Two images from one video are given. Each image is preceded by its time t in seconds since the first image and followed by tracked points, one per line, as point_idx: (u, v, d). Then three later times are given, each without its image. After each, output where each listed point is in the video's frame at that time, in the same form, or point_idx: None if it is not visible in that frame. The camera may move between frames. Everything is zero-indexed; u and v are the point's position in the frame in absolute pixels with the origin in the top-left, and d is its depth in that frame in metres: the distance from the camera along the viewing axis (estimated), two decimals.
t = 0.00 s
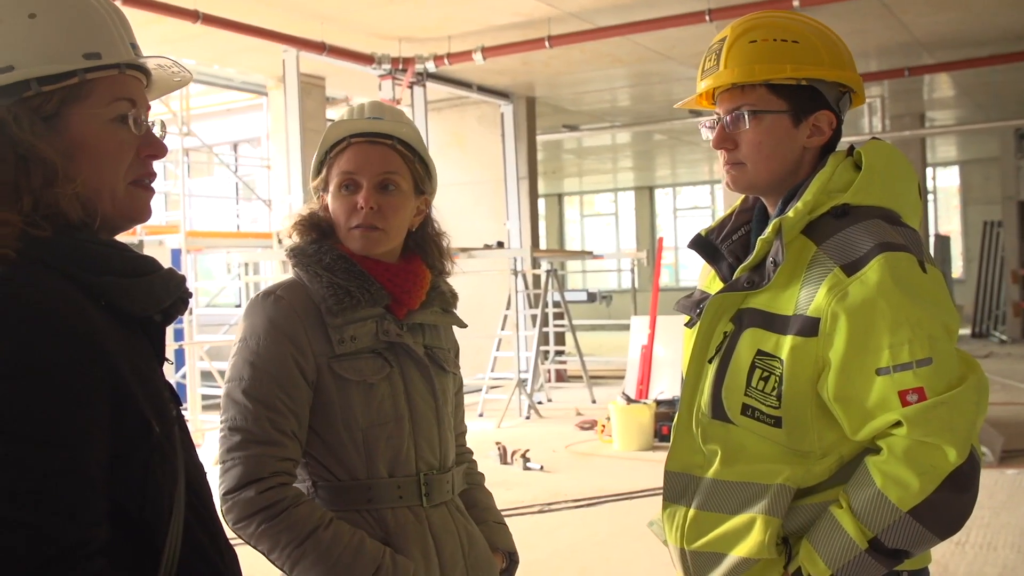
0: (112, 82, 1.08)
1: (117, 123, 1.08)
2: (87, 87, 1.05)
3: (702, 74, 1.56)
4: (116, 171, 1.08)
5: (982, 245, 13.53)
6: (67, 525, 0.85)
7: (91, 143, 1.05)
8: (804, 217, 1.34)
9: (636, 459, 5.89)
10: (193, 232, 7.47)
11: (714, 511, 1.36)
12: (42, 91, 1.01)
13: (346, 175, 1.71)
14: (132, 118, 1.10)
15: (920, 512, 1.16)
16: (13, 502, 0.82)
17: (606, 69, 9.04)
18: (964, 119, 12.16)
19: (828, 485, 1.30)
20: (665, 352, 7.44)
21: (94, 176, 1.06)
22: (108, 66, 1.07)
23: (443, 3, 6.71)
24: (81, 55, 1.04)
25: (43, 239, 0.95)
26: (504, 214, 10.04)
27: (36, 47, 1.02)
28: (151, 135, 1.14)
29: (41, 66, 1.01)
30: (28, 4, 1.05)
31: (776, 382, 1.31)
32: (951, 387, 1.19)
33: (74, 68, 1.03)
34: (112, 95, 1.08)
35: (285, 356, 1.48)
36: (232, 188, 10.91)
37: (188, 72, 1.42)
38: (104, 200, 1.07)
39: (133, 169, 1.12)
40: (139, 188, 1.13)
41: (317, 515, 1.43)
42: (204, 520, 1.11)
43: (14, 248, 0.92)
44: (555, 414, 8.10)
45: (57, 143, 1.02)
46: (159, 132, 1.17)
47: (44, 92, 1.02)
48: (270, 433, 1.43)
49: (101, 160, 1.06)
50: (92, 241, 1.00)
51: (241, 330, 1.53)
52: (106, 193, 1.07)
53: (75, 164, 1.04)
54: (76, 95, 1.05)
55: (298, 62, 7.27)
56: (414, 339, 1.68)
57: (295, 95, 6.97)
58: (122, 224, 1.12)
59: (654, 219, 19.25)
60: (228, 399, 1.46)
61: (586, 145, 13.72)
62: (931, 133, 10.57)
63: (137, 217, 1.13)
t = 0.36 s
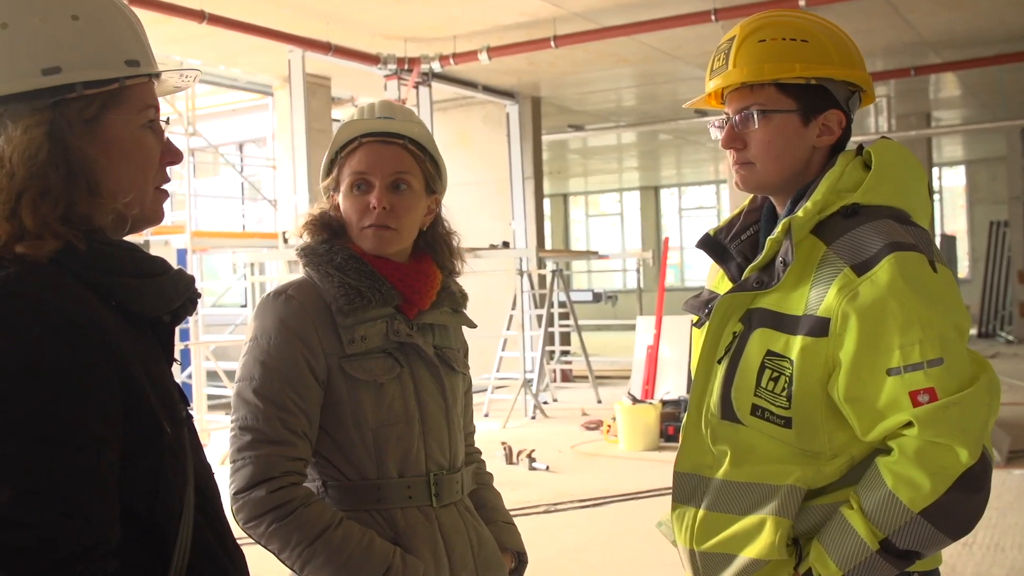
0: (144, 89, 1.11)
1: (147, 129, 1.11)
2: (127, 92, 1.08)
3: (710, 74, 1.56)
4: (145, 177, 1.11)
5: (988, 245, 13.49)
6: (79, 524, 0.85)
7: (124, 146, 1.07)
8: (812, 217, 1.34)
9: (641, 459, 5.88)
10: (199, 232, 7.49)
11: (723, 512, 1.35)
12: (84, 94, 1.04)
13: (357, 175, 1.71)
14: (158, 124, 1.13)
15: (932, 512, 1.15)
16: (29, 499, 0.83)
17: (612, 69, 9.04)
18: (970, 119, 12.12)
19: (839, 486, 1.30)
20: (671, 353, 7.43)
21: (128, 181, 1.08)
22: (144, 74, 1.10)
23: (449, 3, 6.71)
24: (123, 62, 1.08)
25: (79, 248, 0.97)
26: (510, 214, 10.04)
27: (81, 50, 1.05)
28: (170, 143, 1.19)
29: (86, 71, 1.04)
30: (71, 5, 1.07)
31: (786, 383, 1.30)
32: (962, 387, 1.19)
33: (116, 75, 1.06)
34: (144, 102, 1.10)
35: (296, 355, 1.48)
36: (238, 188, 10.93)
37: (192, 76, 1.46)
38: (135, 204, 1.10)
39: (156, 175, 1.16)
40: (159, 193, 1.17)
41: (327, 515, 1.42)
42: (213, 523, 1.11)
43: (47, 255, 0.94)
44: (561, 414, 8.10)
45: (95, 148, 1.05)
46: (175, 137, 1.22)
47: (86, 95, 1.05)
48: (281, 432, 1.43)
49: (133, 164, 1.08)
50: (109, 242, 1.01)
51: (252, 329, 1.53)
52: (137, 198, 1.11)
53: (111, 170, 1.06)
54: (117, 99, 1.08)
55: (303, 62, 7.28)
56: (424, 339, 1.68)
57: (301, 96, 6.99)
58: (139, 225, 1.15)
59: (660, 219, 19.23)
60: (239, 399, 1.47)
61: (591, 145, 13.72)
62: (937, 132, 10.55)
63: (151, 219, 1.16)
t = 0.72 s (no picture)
0: (154, 88, 1.11)
1: (156, 129, 1.10)
2: (136, 90, 1.09)
3: (719, 72, 1.56)
4: (153, 176, 1.11)
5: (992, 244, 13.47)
6: (86, 524, 0.86)
7: (133, 144, 1.07)
8: (823, 216, 1.33)
9: (644, 458, 5.87)
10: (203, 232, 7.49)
11: (732, 513, 1.35)
12: (94, 92, 1.04)
13: (387, 176, 1.69)
14: (167, 122, 1.13)
15: (943, 513, 1.14)
16: (43, 503, 0.84)
17: (615, 68, 9.03)
18: (974, 118, 12.09)
19: (848, 486, 1.29)
20: (674, 352, 7.41)
21: (136, 181, 1.08)
22: (154, 72, 1.10)
23: (452, 3, 6.71)
24: (133, 61, 1.08)
25: (91, 246, 0.97)
26: (513, 213, 10.04)
27: (91, 49, 1.05)
28: (180, 143, 1.19)
29: (97, 68, 1.04)
30: (82, 3, 1.07)
31: (796, 383, 1.30)
32: (973, 387, 1.18)
33: (125, 73, 1.06)
34: (153, 101, 1.10)
35: (304, 356, 1.49)
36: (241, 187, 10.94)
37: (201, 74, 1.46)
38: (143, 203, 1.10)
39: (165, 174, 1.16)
40: (168, 193, 1.17)
41: (336, 517, 1.42)
42: (223, 522, 1.11)
43: (59, 254, 0.94)
44: (564, 414, 8.10)
45: (104, 146, 1.04)
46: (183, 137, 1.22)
47: (96, 93, 1.05)
48: (289, 434, 1.43)
49: (141, 163, 1.08)
50: (119, 242, 1.01)
51: (260, 331, 1.54)
52: (146, 196, 1.11)
53: (120, 168, 1.06)
54: (127, 98, 1.08)
55: (307, 61, 7.28)
56: (431, 339, 1.68)
57: (304, 95, 6.99)
58: (148, 224, 1.15)
59: (662, 219, 19.22)
60: (247, 400, 1.47)
61: (594, 144, 13.72)
62: (940, 132, 10.55)
63: (160, 218, 1.16)
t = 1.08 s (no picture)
0: (156, 86, 1.10)
1: (160, 127, 1.09)
2: (139, 88, 1.07)
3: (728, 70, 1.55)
4: (156, 174, 1.09)
5: (993, 245, 13.45)
6: (89, 527, 0.85)
7: (136, 142, 1.06)
8: (833, 215, 1.32)
9: (645, 458, 5.86)
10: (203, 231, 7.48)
11: (741, 514, 1.34)
12: (96, 90, 1.03)
13: (404, 175, 1.70)
14: (170, 120, 1.12)
15: (955, 515, 1.13)
16: (45, 507, 0.83)
17: (616, 68, 9.02)
18: (974, 118, 12.09)
19: (859, 487, 1.28)
20: (675, 352, 7.40)
21: (139, 179, 1.07)
22: (157, 71, 1.09)
23: (453, 3, 6.70)
24: (136, 58, 1.07)
25: (92, 245, 0.96)
26: (513, 213, 10.03)
27: (93, 47, 1.03)
28: (183, 141, 1.17)
29: (99, 66, 1.03)
30: None
31: (806, 383, 1.29)
32: (985, 388, 1.17)
33: (128, 71, 1.05)
34: (156, 99, 1.09)
35: (309, 359, 1.48)
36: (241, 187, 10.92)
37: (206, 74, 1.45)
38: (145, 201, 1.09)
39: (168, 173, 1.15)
40: (171, 192, 1.16)
41: (344, 521, 1.42)
42: (228, 524, 1.10)
43: (61, 253, 0.93)
44: (565, 414, 8.09)
45: (106, 143, 1.03)
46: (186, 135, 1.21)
47: (98, 90, 1.03)
48: (295, 438, 1.43)
49: (144, 161, 1.07)
50: (122, 241, 1.00)
51: (263, 335, 1.53)
52: (149, 194, 1.09)
53: (121, 164, 1.04)
54: (129, 95, 1.06)
55: (308, 61, 7.28)
56: (434, 339, 1.67)
57: (305, 94, 6.98)
58: (150, 223, 1.14)
59: (663, 219, 19.21)
60: (252, 404, 1.47)
61: (594, 144, 13.71)
62: (941, 132, 10.54)
63: (162, 218, 1.14)
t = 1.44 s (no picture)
0: (165, 84, 1.09)
1: (169, 124, 1.08)
2: (148, 85, 1.07)
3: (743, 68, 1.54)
4: (166, 171, 1.08)
5: (996, 245, 13.42)
6: (102, 529, 0.84)
7: (146, 140, 1.05)
8: (849, 213, 1.31)
9: (650, 458, 5.85)
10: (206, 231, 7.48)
11: (755, 514, 1.33)
12: (105, 87, 1.02)
13: (409, 176, 1.68)
14: (180, 118, 1.11)
15: (972, 516, 1.12)
16: (57, 508, 0.82)
17: (619, 67, 9.01)
18: (977, 118, 12.07)
19: (875, 487, 1.27)
20: (679, 352, 7.38)
21: (149, 177, 1.06)
22: (167, 67, 1.08)
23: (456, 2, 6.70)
24: (146, 54, 1.06)
25: (104, 244, 0.95)
26: (516, 213, 10.03)
27: (103, 43, 1.03)
28: (192, 139, 1.16)
29: (108, 62, 1.02)
30: None
31: (822, 381, 1.28)
32: (1003, 388, 1.16)
33: (139, 67, 1.04)
34: (166, 96, 1.09)
35: (317, 361, 1.47)
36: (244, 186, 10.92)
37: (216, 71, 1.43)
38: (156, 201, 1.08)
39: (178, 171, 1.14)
40: (181, 190, 1.14)
41: (356, 525, 1.41)
42: (240, 527, 1.09)
43: (72, 251, 0.92)
44: (568, 414, 8.08)
45: (116, 141, 1.02)
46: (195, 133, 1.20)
47: (107, 88, 1.02)
48: (305, 442, 1.42)
49: (154, 159, 1.06)
50: (132, 239, 0.99)
51: (270, 337, 1.52)
52: (159, 193, 1.08)
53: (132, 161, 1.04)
54: (138, 93, 1.06)
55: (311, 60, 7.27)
56: (441, 339, 1.67)
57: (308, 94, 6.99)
58: (160, 223, 1.13)
59: (665, 219, 19.20)
60: (260, 408, 1.46)
61: (597, 144, 13.70)
62: (944, 132, 10.51)
63: (172, 216, 1.13)
